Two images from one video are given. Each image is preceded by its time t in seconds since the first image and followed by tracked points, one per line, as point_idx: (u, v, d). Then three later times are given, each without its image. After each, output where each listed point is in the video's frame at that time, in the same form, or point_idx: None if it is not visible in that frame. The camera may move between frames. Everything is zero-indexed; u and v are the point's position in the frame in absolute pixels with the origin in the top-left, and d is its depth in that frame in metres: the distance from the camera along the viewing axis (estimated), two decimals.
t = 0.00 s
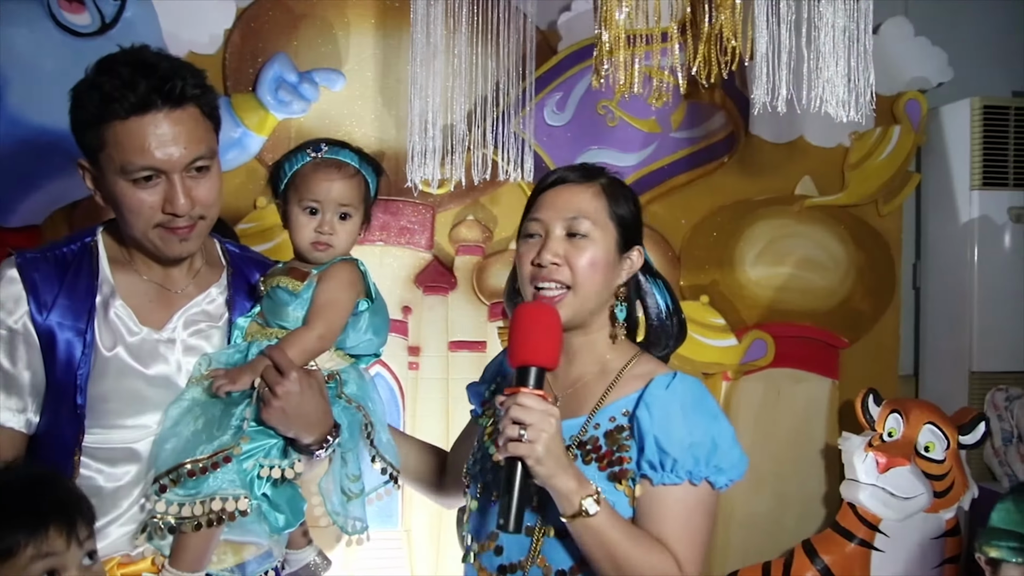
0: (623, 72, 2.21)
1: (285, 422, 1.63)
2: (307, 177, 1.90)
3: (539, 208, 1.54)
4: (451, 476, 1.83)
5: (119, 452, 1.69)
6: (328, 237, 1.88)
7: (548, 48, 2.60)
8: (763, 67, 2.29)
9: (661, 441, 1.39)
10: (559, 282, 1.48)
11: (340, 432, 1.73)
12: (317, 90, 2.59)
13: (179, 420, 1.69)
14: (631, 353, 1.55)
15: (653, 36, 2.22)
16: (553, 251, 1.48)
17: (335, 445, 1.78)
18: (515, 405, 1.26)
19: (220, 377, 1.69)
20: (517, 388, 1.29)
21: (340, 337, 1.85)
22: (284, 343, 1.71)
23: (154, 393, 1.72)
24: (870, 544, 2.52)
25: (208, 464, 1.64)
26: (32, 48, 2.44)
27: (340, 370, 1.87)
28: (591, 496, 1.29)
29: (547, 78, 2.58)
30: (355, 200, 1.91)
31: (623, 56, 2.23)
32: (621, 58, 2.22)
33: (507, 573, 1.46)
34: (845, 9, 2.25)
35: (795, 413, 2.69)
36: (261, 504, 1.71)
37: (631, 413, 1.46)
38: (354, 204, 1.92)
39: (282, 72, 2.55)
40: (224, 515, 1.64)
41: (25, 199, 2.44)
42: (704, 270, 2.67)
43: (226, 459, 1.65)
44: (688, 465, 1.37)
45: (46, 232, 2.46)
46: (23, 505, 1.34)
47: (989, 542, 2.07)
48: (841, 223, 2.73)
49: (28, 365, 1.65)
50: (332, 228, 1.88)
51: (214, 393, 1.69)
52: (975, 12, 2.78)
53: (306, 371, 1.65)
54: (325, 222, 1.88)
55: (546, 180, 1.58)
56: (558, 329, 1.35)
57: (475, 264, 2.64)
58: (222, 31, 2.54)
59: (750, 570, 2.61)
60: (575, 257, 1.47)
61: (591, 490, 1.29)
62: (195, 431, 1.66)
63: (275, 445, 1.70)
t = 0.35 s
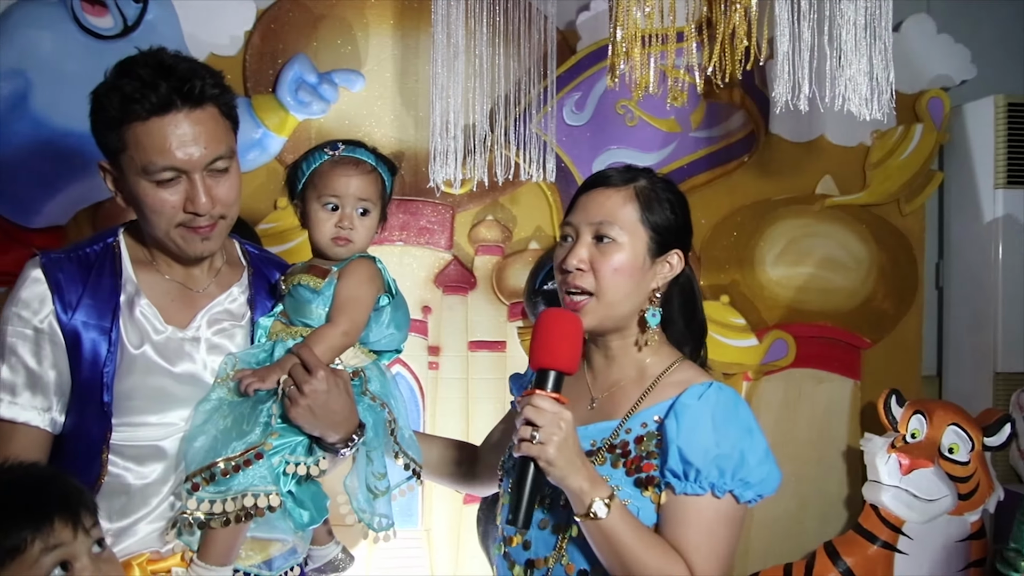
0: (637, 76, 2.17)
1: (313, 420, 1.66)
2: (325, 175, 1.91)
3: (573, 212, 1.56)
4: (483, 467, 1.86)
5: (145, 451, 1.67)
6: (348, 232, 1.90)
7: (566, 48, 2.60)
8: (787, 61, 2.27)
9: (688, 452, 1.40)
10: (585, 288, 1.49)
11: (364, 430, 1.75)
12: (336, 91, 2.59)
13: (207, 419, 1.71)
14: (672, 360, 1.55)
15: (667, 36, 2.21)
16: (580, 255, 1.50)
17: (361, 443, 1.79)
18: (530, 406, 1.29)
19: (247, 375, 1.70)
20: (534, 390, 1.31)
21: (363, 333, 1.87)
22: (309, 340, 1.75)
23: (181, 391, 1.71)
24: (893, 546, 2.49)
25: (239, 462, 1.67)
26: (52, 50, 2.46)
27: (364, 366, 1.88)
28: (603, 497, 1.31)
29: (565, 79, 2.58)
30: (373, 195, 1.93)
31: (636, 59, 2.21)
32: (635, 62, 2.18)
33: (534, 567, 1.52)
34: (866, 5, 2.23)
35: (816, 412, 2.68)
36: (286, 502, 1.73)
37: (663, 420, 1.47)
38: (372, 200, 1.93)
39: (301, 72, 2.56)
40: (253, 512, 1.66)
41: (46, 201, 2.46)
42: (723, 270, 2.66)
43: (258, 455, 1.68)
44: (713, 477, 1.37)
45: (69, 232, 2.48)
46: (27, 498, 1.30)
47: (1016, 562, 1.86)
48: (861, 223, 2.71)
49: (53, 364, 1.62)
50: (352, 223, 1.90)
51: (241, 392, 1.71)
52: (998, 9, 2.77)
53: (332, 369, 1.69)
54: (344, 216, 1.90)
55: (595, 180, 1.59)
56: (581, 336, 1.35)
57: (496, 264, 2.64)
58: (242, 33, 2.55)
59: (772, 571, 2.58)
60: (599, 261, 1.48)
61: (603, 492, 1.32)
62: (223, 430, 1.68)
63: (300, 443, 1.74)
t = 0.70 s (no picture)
0: (654, 74, 2.24)
1: (333, 421, 1.66)
2: (361, 171, 1.93)
3: (597, 210, 1.53)
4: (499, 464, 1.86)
5: (168, 447, 1.68)
6: (380, 229, 1.91)
7: (584, 47, 2.60)
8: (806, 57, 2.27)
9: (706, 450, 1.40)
10: (615, 286, 1.47)
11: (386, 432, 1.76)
12: (355, 91, 2.61)
13: (229, 417, 1.72)
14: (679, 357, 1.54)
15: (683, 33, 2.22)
16: (612, 253, 1.47)
17: (381, 445, 1.80)
18: (557, 414, 1.27)
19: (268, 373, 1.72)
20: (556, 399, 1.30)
21: (386, 332, 1.87)
22: (331, 340, 1.76)
23: (206, 388, 1.73)
24: (914, 549, 2.47)
25: (258, 462, 1.68)
26: (74, 52, 2.49)
27: (386, 366, 1.90)
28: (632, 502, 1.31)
29: (583, 78, 2.59)
30: (406, 194, 1.95)
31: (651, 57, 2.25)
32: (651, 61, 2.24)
33: (563, 573, 1.51)
34: (885, 2, 2.22)
35: (836, 413, 2.66)
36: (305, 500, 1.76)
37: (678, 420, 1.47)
38: (405, 198, 1.95)
39: (320, 73, 2.57)
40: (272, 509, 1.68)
41: (70, 200, 2.49)
42: (741, 268, 2.65)
43: (277, 455, 1.70)
44: (732, 471, 1.38)
45: (91, 233, 2.51)
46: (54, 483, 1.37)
47: None
48: (882, 223, 2.69)
49: (79, 361, 1.65)
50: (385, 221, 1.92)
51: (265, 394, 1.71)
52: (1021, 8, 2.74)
53: (354, 370, 1.69)
54: (379, 212, 1.91)
55: (615, 183, 1.55)
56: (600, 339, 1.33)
57: (513, 264, 2.64)
58: (261, 34, 2.57)
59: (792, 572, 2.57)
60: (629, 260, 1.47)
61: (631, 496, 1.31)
62: (244, 428, 1.70)
63: (320, 442, 1.75)
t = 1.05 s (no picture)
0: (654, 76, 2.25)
1: (336, 424, 1.66)
2: (353, 176, 1.91)
3: (574, 210, 1.40)
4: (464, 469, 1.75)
5: (169, 451, 1.69)
6: (374, 235, 1.90)
7: (585, 50, 2.60)
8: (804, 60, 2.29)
9: (661, 434, 1.30)
10: (596, 287, 1.38)
11: (387, 433, 1.76)
12: (355, 94, 2.62)
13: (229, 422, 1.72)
14: (626, 349, 1.44)
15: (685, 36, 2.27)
16: (592, 257, 1.37)
17: (383, 444, 1.80)
18: (540, 398, 1.21)
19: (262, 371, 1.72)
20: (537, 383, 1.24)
21: (384, 335, 1.87)
22: (330, 343, 1.76)
23: (205, 391, 1.73)
24: (914, 552, 2.47)
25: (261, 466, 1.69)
26: (73, 54, 2.49)
27: (384, 367, 1.90)
28: (598, 485, 1.23)
29: (583, 81, 2.59)
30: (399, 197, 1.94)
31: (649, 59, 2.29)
32: (648, 63, 2.27)
33: (518, 568, 1.39)
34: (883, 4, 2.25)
35: (835, 417, 2.66)
36: (309, 501, 1.77)
37: (633, 407, 1.36)
38: (398, 201, 1.94)
39: (320, 76, 2.58)
40: (275, 512, 1.69)
41: (70, 203, 2.49)
42: (741, 271, 2.65)
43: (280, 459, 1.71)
44: (688, 453, 1.28)
45: (91, 236, 2.51)
46: (63, 473, 1.38)
47: None
48: (882, 226, 2.69)
49: (77, 367, 1.63)
50: (379, 226, 1.90)
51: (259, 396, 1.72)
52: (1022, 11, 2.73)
53: (354, 374, 1.69)
54: (372, 219, 1.89)
55: (572, 195, 1.42)
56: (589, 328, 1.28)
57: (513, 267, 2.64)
58: (262, 37, 2.58)
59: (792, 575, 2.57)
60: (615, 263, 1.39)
61: (597, 480, 1.23)
62: (245, 432, 1.71)
63: (322, 445, 1.75)
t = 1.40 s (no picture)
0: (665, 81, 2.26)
1: (342, 429, 1.68)
2: (351, 188, 1.91)
3: (545, 217, 1.43)
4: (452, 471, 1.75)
5: (178, 455, 1.70)
6: (377, 245, 1.90)
7: (594, 56, 2.61)
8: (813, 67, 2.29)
9: (637, 428, 1.30)
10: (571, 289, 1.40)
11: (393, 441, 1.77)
12: (365, 100, 2.63)
13: (235, 429, 1.73)
14: (597, 352, 1.46)
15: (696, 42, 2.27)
16: (565, 263, 1.39)
17: (390, 453, 1.81)
18: (523, 396, 1.22)
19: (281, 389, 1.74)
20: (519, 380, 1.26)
21: (395, 342, 1.87)
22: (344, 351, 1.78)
23: (213, 398, 1.74)
24: (927, 559, 2.46)
25: (264, 473, 1.70)
26: (85, 62, 2.50)
27: (394, 374, 1.90)
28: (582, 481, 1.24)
29: (592, 87, 2.60)
30: (400, 206, 1.93)
31: (663, 64, 2.28)
32: (662, 67, 2.26)
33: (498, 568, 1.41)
34: (895, 8, 2.26)
35: (846, 423, 2.65)
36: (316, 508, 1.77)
37: (606, 405, 1.37)
38: (399, 210, 1.93)
39: (330, 82, 2.59)
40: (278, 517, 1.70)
41: (82, 210, 2.51)
42: (750, 276, 2.64)
43: (291, 466, 1.72)
44: (664, 446, 1.29)
45: (103, 241, 2.52)
46: (61, 483, 1.39)
47: None
48: (891, 231, 2.67)
49: (89, 371, 1.65)
50: (381, 236, 1.90)
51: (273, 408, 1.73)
52: None
53: (363, 380, 1.71)
54: (373, 230, 1.90)
55: (536, 208, 1.44)
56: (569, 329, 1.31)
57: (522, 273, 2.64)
58: (272, 44, 2.59)
59: None
60: (587, 268, 1.41)
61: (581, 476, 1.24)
62: (250, 439, 1.72)
63: (328, 450, 1.75)
